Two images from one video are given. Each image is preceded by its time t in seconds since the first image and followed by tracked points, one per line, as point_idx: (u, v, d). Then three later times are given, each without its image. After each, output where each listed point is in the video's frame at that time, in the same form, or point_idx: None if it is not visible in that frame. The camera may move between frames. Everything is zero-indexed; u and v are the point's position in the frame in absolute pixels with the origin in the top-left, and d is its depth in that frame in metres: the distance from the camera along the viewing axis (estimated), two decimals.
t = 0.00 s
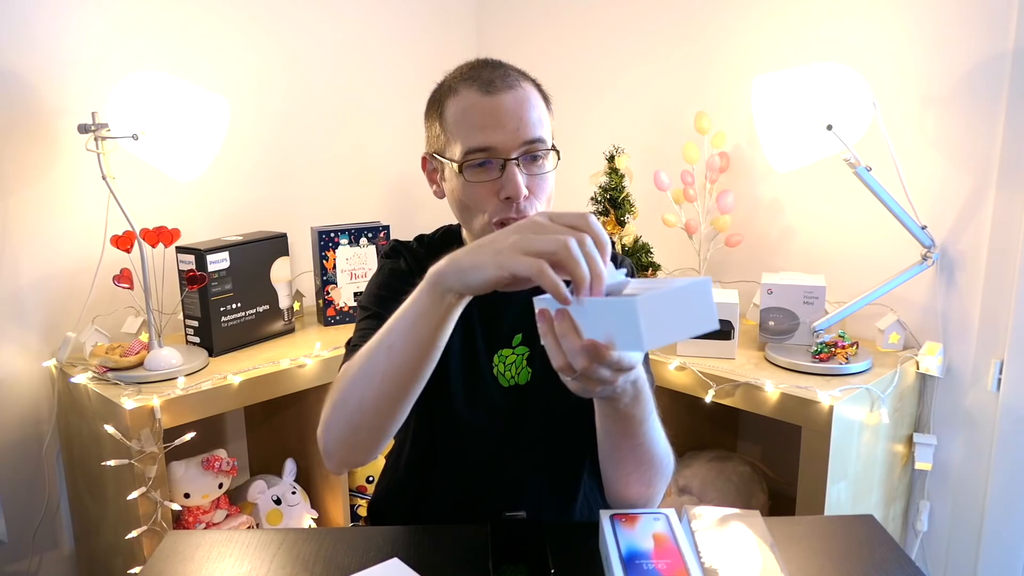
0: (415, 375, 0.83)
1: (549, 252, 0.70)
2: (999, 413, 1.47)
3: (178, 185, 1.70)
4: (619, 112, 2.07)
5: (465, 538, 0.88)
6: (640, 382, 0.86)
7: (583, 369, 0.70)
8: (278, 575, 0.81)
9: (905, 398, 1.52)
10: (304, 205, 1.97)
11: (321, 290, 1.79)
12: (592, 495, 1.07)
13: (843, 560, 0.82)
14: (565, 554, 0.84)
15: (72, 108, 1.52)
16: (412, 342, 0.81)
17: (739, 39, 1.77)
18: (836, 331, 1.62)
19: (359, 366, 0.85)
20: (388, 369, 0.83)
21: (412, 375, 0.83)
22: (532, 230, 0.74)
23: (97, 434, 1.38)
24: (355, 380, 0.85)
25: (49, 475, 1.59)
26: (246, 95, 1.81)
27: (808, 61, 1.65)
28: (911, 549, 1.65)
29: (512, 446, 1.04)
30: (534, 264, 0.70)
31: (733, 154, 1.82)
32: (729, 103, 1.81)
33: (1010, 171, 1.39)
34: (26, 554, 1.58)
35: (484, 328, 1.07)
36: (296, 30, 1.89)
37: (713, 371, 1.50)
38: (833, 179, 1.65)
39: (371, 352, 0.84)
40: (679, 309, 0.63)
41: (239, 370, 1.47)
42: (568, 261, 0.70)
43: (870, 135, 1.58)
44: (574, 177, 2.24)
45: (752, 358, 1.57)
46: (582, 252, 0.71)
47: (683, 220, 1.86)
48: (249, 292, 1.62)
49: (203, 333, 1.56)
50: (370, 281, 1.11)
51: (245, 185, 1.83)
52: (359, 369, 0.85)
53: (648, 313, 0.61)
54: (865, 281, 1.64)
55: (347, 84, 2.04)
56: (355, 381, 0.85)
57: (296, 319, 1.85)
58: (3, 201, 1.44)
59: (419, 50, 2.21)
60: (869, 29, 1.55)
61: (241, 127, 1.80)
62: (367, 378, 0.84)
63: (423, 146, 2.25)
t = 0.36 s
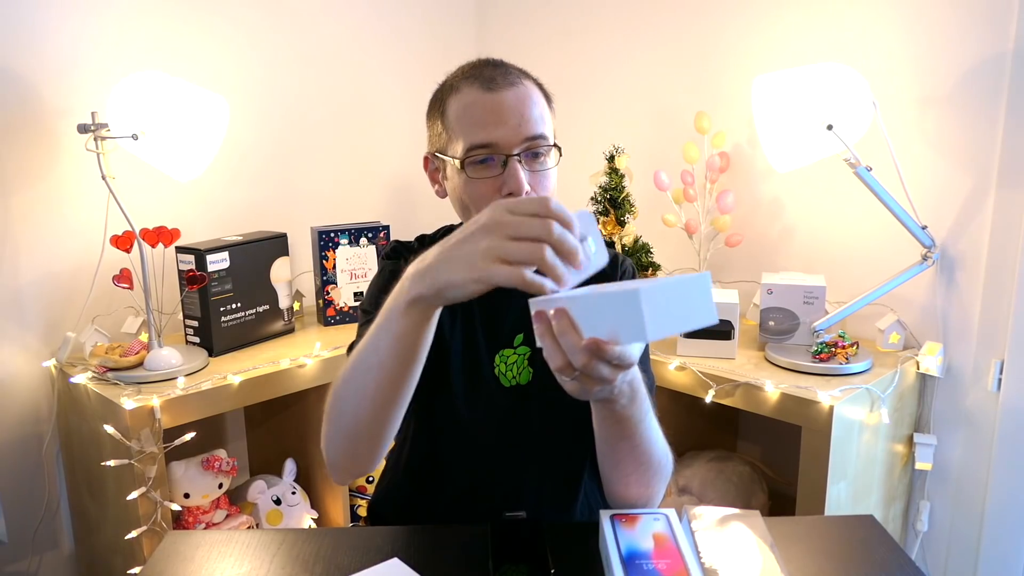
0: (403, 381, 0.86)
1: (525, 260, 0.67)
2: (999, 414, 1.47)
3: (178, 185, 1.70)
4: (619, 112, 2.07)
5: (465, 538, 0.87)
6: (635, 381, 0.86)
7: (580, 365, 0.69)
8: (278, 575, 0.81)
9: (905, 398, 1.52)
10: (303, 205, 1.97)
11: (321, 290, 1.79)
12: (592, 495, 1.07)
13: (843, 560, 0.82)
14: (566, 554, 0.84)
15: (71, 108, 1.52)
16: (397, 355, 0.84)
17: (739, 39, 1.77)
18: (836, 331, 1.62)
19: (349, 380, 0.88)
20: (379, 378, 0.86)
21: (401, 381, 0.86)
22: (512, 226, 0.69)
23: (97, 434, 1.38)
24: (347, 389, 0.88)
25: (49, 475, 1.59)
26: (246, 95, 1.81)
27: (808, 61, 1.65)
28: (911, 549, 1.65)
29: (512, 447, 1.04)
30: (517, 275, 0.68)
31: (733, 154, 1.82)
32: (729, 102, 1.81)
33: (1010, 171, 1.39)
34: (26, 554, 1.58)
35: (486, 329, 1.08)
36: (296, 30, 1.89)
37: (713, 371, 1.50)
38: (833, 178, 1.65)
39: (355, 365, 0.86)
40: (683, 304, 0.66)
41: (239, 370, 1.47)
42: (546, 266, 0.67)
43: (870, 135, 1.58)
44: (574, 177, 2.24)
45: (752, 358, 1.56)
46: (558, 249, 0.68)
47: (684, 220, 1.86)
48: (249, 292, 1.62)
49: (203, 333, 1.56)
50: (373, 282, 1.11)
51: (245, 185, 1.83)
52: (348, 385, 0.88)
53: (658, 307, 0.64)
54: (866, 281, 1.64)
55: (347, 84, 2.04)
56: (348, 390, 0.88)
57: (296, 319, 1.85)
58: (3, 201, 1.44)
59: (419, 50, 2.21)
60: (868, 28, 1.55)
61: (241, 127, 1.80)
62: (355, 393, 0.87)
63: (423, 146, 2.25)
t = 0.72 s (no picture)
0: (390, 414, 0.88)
1: (451, 381, 0.74)
2: (998, 414, 1.47)
3: (179, 185, 1.70)
4: (619, 112, 2.07)
5: (467, 537, 0.88)
6: (640, 379, 0.87)
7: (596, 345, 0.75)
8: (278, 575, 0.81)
9: (905, 398, 1.52)
10: (304, 205, 1.97)
11: (321, 290, 1.79)
12: (593, 494, 1.08)
13: (843, 560, 0.83)
14: (566, 553, 0.84)
15: (72, 108, 1.52)
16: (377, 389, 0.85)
17: (738, 39, 1.77)
18: (836, 331, 1.62)
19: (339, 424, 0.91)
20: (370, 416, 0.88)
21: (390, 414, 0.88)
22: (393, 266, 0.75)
23: (97, 434, 1.38)
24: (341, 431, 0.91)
25: (49, 475, 1.59)
26: (246, 95, 1.81)
27: (808, 61, 1.65)
28: (911, 549, 1.65)
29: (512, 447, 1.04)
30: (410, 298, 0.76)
31: (733, 154, 1.82)
32: (729, 102, 1.81)
33: (1010, 171, 1.39)
34: (26, 554, 1.58)
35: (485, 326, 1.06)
36: (296, 30, 1.89)
37: (712, 371, 1.50)
38: (833, 179, 1.65)
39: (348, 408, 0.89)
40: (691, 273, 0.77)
41: (239, 370, 1.47)
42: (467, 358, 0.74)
43: (871, 135, 1.58)
44: (574, 177, 2.24)
45: (751, 358, 1.57)
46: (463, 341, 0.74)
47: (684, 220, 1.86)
48: (249, 292, 1.62)
49: (204, 333, 1.56)
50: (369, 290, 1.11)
51: (245, 185, 1.83)
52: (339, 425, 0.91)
53: (670, 275, 0.74)
54: (866, 281, 1.64)
55: (347, 84, 2.04)
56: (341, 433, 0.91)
57: (296, 319, 1.85)
58: (3, 201, 1.44)
59: (419, 50, 2.21)
60: (869, 28, 1.55)
61: (241, 127, 1.80)
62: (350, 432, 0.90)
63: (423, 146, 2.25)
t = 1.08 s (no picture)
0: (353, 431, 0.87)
1: None
2: (999, 414, 1.47)
3: (179, 185, 1.70)
4: (619, 112, 2.07)
5: (468, 536, 0.88)
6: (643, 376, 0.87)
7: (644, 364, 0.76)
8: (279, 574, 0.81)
9: (905, 398, 1.52)
10: (304, 205, 1.97)
11: (321, 290, 1.79)
12: (592, 493, 1.08)
13: (842, 560, 0.83)
14: (567, 553, 0.84)
15: (72, 108, 1.52)
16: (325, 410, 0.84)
17: (738, 39, 1.77)
18: (836, 331, 1.62)
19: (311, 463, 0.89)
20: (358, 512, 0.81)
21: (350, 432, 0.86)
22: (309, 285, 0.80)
23: (97, 434, 1.38)
24: (320, 532, 0.82)
25: (49, 475, 1.59)
26: (246, 95, 1.81)
27: (808, 61, 1.65)
28: (911, 549, 1.65)
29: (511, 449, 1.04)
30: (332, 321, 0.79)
31: (733, 154, 1.81)
32: (729, 103, 1.81)
33: (1010, 171, 1.39)
34: (26, 554, 1.58)
35: (483, 326, 1.05)
36: (296, 30, 1.89)
37: (712, 371, 1.50)
38: (833, 179, 1.65)
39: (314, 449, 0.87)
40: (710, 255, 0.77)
41: (239, 370, 1.47)
42: None
43: (871, 135, 1.58)
44: (574, 177, 2.24)
45: (752, 358, 1.56)
46: None
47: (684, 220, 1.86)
48: (249, 292, 1.62)
49: (204, 333, 1.56)
50: (365, 291, 1.09)
51: (245, 185, 1.83)
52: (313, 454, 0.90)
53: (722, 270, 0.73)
54: (866, 281, 1.64)
55: (347, 84, 2.04)
56: (316, 533, 0.82)
57: (296, 319, 1.85)
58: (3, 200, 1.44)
59: (419, 50, 2.21)
60: (869, 28, 1.55)
61: (241, 127, 1.80)
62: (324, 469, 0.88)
63: (423, 146, 2.25)
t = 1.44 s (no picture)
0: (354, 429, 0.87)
1: None
2: (999, 413, 1.47)
3: (178, 185, 1.70)
4: (619, 111, 2.07)
5: (467, 537, 0.87)
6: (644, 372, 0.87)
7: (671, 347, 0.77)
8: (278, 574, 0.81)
9: (905, 398, 1.52)
10: (304, 205, 1.97)
11: (320, 290, 1.79)
12: (592, 492, 1.08)
13: (843, 560, 0.82)
14: (566, 553, 0.83)
15: (72, 108, 1.52)
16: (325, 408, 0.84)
17: (738, 40, 1.77)
18: (836, 331, 1.62)
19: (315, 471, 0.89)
20: (370, 513, 0.81)
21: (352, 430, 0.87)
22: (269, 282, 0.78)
23: (97, 434, 1.38)
24: (327, 533, 0.82)
25: (49, 475, 1.59)
26: (246, 95, 1.81)
27: (808, 61, 1.65)
28: (911, 549, 1.65)
29: (510, 451, 1.04)
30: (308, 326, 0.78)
31: (733, 154, 1.81)
32: (729, 102, 1.81)
33: (1011, 171, 1.39)
34: (26, 554, 1.58)
35: (480, 329, 1.05)
36: (296, 30, 1.89)
37: (712, 371, 1.50)
38: (833, 179, 1.65)
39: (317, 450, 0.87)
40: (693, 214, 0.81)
41: (239, 370, 1.47)
42: None
43: (871, 134, 1.58)
44: (574, 177, 2.24)
45: (752, 358, 1.56)
46: None
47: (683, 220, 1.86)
48: (248, 292, 1.62)
49: (203, 333, 1.56)
50: (363, 293, 1.08)
51: (245, 185, 1.83)
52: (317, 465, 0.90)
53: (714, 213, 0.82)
54: (866, 281, 1.64)
55: (347, 84, 2.04)
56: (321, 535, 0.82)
57: (296, 319, 1.85)
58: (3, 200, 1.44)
59: (419, 50, 2.21)
60: (870, 28, 1.55)
61: (241, 127, 1.80)
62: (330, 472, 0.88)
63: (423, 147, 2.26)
